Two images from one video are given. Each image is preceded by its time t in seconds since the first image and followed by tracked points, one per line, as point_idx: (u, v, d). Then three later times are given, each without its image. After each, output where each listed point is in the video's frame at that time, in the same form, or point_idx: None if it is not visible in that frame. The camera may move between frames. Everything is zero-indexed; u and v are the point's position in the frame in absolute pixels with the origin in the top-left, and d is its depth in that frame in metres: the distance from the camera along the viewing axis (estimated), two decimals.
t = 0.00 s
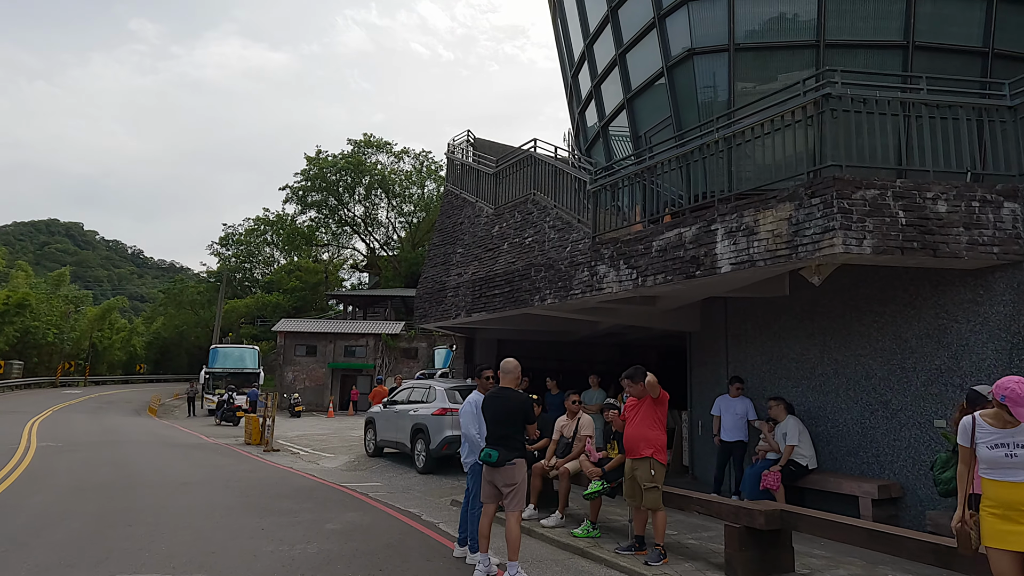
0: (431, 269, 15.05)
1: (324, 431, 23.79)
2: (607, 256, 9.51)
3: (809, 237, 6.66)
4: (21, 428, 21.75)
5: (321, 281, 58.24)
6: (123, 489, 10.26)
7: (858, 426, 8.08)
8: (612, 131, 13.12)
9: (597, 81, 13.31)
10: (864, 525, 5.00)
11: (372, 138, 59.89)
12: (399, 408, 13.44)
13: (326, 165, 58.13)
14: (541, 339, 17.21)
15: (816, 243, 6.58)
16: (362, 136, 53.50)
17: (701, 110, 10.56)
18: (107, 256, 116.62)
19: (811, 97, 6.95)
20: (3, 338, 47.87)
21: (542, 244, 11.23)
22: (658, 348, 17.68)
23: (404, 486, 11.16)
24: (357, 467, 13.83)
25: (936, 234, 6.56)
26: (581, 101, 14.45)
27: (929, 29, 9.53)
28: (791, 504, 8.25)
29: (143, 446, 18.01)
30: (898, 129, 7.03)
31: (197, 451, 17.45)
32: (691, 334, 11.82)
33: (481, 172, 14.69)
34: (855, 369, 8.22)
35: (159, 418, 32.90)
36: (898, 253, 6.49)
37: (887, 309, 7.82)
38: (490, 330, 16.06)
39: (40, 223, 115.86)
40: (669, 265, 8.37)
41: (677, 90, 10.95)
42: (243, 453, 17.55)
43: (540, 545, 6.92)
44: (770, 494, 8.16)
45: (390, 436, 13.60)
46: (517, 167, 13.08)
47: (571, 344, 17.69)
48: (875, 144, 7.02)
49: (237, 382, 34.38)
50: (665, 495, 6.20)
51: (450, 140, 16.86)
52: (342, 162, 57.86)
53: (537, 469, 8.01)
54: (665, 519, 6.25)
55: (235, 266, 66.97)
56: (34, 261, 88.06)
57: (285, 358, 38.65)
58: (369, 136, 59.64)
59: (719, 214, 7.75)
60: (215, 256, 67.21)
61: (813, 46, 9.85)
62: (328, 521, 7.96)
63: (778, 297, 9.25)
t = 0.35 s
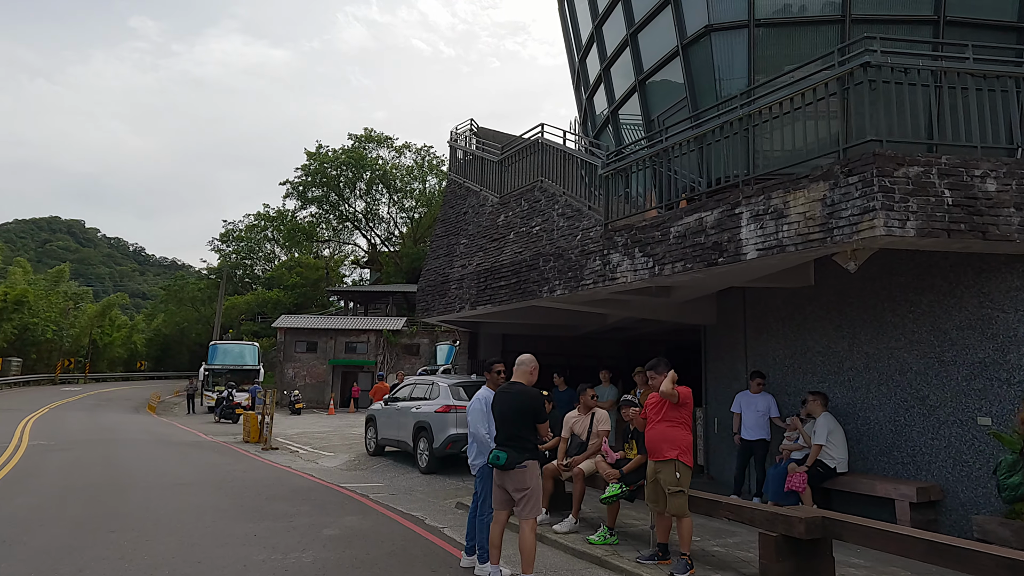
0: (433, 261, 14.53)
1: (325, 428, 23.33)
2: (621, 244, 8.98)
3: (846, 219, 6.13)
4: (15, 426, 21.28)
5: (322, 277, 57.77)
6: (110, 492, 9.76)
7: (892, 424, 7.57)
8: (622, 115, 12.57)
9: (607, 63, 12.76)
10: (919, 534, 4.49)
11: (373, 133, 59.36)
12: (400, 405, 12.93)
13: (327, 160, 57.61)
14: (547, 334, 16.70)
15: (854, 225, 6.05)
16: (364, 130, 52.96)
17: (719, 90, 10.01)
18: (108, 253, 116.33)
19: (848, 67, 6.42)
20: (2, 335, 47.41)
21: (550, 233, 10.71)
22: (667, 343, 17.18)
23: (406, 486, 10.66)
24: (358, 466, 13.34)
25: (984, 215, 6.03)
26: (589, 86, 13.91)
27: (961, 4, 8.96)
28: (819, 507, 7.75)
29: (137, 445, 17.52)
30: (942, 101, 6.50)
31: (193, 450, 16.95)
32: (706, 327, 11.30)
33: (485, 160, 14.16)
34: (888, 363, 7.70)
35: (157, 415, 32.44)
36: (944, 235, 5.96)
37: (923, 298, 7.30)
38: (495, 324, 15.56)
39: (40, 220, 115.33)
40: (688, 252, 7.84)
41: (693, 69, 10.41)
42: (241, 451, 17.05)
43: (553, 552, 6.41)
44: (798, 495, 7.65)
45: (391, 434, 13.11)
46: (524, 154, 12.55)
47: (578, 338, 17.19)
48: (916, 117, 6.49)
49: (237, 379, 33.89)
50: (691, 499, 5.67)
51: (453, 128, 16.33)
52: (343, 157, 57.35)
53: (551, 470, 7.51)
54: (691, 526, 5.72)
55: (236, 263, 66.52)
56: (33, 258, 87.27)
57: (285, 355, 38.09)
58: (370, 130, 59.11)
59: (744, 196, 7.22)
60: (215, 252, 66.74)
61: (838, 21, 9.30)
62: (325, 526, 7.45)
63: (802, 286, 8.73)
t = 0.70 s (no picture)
0: (442, 255, 14.03)
1: (329, 427, 22.87)
2: (643, 234, 8.46)
3: (898, 202, 5.60)
4: (14, 426, 20.87)
5: (327, 275, 57.34)
6: (104, 496, 9.28)
7: (939, 426, 7.02)
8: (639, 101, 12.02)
9: (623, 48, 12.21)
10: (1001, 553, 3.96)
11: (378, 129, 58.91)
12: (408, 405, 12.44)
13: (332, 157, 57.24)
14: (558, 330, 16.19)
15: (908, 209, 5.51)
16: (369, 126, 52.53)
17: (745, 72, 9.47)
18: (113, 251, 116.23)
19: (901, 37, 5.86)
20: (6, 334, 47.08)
21: (566, 224, 10.19)
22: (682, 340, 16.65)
23: (415, 490, 10.16)
24: (364, 467, 12.85)
25: None
26: (604, 72, 13.36)
27: None
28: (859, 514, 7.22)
29: (137, 445, 17.08)
30: (1003, 74, 5.95)
31: (194, 450, 16.48)
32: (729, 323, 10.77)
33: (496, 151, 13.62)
34: (934, 360, 7.15)
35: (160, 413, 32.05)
36: (1008, 219, 5.43)
37: (975, 290, 6.75)
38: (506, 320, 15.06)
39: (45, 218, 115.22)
40: (717, 241, 7.32)
41: (717, 51, 9.86)
42: (243, 452, 16.56)
43: (578, 566, 5.89)
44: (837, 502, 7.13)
45: (398, 435, 12.63)
46: (537, 143, 12.02)
47: (590, 336, 16.67)
48: (974, 92, 5.95)
49: (241, 377, 33.48)
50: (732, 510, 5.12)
51: (462, 119, 15.81)
52: (348, 154, 56.92)
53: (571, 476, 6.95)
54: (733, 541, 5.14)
55: (240, 261, 66.14)
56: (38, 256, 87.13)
57: (290, 352, 37.37)
58: (375, 127, 58.66)
59: (781, 179, 6.69)
60: (220, 250, 66.40)
61: None
62: (330, 536, 6.95)
63: (838, 279, 8.19)
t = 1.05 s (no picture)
0: (451, 250, 13.55)
1: (334, 427, 22.43)
2: (667, 225, 7.96)
3: (959, 186, 5.08)
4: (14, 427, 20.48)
5: (331, 274, 56.93)
6: (98, 503, 8.83)
7: (991, 431, 6.52)
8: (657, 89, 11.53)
9: (640, 34, 11.71)
10: None
11: (383, 127, 58.50)
12: (416, 406, 11.97)
13: (336, 154, 56.92)
14: (569, 327, 15.71)
15: (970, 193, 4.99)
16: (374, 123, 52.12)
17: (772, 54, 8.95)
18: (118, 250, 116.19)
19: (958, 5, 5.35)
20: (9, 333, 46.80)
21: (582, 216, 9.69)
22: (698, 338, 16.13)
23: (424, 496, 9.68)
24: (370, 470, 12.39)
25: None
26: (619, 61, 12.86)
27: None
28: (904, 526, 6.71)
29: (137, 447, 16.64)
30: None
31: (196, 452, 16.05)
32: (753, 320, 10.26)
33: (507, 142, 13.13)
34: (984, 360, 6.64)
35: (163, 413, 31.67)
36: None
37: None
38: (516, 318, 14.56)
39: (50, 217, 115.01)
40: (750, 231, 6.82)
41: (743, 32, 9.35)
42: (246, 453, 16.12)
43: None
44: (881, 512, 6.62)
45: (406, 437, 12.15)
46: (550, 133, 11.52)
47: (602, 334, 16.17)
48: None
49: (245, 377, 33.08)
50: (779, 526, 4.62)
51: (470, 110, 15.31)
52: (353, 152, 56.54)
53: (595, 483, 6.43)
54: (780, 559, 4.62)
55: (245, 259, 65.77)
56: (43, 255, 86.80)
57: (294, 352, 37.16)
58: (380, 124, 58.24)
59: (821, 164, 6.18)
60: (224, 248, 66.08)
61: None
62: (335, 548, 6.48)
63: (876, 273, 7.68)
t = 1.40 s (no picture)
0: (459, 243, 13.07)
1: (339, 426, 21.99)
2: (693, 213, 7.47)
3: None
4: (14, 426, 20.13)
5: (337, 271, 56.57)
6: (91, 507, 8.39)
7: None
8: (676, 73, 11.02)
9: (657, 16, 11.17)
10: None
11: (388, 123, 58.06)
12: (424, 405, 11.50)
13: (342, 151, 56.54)
14: (581, 323, 15.23)
15: None
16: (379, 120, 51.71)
17: (802, 31, 8.40)
18: (124, 249, 116.23)
19: None
20: (13, 331, 46.59)
21: (600, 205, 9.20)
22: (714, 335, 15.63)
23: (434, 499, 9.22)
24: (377, 472, 11.94)
25: None
26: (634, 45, 12.31)
27: None
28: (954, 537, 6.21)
29: (137, 446, 16.22)
30: None
31: (197, 452, 15.62)
32: (779, 315, 9.75)
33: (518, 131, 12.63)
34: None
35: (167, 411, 31.33)
36: None
37: None
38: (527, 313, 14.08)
39: (57, 216, 115.46)
40: (787, 217, 6.33)
41: (770, 9, 8.80)
42: (248, 453, 15.70)
43: None
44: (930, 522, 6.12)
45: (413, 437, 11.69)
46: (564, 119, 11.02)
47: (616, 330, 15.68)
48: None
49: (250, 375, 32.69)
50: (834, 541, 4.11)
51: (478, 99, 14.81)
52: (358, 148, 56.12)
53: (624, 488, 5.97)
54: None
55: (250, 257, 65.47)
56: (49, 253, 86.67)
57: (299, 350, 36.77)
58: (386, 121, 57.80)
59: (868, 142, 5.67)
60: (229, 246, 65.79)
61: None
62: (340, 558, 6.01)
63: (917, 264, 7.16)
